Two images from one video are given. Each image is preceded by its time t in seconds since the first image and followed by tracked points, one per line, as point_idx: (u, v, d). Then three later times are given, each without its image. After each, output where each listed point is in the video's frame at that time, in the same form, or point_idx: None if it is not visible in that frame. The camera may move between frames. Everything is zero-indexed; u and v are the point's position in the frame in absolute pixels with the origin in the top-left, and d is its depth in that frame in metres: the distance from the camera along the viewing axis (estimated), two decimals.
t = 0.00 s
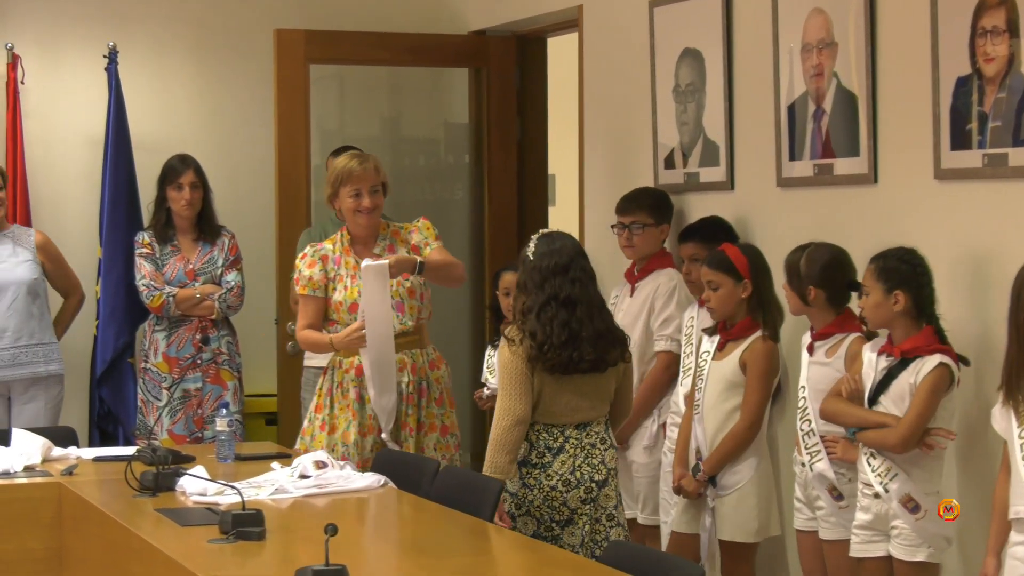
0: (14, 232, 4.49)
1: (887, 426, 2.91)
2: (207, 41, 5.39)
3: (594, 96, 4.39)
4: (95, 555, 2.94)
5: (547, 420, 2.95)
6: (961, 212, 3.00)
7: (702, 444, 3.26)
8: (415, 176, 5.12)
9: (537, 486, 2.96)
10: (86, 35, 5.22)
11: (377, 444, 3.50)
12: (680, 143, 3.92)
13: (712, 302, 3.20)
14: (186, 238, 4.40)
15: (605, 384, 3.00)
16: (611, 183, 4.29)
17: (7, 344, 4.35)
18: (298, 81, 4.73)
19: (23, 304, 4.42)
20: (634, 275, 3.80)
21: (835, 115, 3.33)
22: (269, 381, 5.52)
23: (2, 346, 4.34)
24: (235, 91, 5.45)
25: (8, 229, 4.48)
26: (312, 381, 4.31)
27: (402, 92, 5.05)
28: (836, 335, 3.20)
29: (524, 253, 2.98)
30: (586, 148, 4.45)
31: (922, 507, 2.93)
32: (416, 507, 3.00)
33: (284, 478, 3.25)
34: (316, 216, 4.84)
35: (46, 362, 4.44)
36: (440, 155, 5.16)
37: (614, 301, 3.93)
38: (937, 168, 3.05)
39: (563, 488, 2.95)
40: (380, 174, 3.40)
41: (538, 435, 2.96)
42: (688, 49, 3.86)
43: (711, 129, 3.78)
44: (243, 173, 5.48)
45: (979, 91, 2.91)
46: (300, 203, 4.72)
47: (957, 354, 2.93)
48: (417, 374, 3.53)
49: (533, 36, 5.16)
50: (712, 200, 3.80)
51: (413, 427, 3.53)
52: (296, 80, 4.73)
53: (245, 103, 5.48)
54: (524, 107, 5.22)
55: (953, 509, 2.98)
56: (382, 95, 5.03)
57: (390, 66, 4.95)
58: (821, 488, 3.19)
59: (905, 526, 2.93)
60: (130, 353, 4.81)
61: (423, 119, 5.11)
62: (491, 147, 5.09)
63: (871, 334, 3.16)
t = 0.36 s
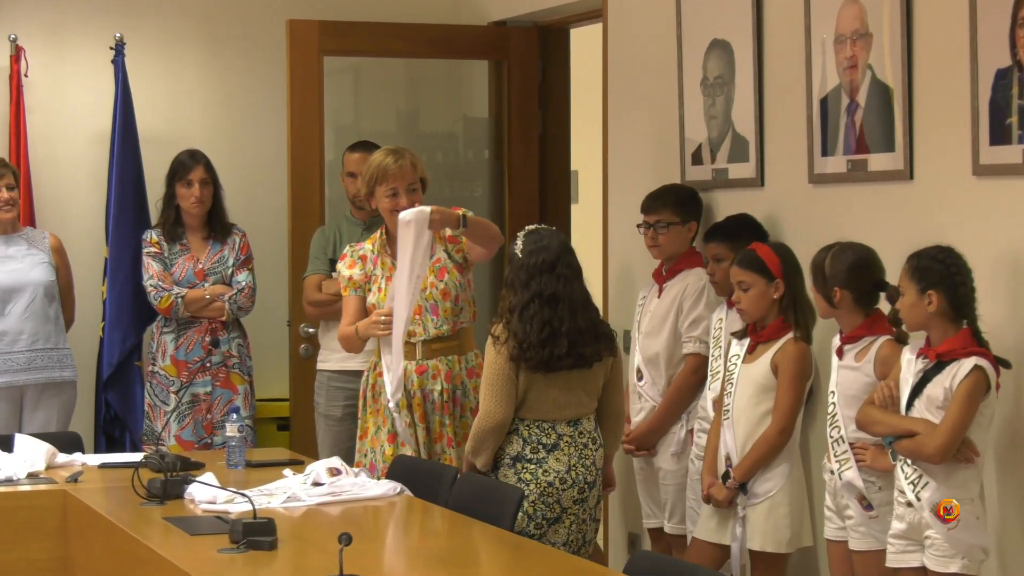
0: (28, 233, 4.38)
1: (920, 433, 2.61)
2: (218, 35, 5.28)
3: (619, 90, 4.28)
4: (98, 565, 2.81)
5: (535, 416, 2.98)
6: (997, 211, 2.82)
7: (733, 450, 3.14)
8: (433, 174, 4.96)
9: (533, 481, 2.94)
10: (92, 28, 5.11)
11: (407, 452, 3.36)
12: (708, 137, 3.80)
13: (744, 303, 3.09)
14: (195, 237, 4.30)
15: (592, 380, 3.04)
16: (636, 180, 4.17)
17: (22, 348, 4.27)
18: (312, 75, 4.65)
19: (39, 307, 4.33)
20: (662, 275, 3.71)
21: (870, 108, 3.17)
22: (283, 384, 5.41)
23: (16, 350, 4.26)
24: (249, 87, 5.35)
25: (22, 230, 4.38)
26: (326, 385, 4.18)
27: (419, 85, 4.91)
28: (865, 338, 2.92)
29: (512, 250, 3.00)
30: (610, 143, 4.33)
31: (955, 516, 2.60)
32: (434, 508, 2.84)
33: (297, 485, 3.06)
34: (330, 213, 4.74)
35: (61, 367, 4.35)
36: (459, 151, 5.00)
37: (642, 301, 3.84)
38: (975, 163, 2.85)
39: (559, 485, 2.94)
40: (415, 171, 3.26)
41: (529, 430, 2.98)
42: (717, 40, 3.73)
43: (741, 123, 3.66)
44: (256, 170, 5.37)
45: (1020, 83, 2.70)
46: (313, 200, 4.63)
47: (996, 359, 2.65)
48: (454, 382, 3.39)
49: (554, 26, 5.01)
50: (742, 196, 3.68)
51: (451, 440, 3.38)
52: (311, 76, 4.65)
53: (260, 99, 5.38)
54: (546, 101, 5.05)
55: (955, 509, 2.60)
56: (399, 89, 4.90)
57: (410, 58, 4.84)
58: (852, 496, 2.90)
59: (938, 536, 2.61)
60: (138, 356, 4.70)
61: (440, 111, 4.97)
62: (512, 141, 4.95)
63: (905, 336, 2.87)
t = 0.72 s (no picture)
0: (29, 233, 4.31)
1: (936, 438, 2.50)
2: (220, 32, 5.21)
3: (630, 86, 4.20)
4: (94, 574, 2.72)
5: (552, 414, 2.89)
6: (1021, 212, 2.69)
7: (747, 454, 3.07)
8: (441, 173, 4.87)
9: (549, 481, 2.85)
10: (91, 24, 5.04)
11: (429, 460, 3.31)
12: (722, 134, 3.71)
13: (759, 305, 3.02)
14: (196, 236, 4.22)
15: (602, 376, 2.95)
16: (648, 179, 4.09)
17: (22, 351, 4.18)
18: (315, 70, 4.57)
19: (40, 309, 4.24)
20: (675, 275, 3.64)
21: (888, 104, 3.08)
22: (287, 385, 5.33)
23: (17, 353, 4.17)
24: (253, 85, 5.28)
25: (22, 231, 4.30)
26: (330, 388, 4.10)
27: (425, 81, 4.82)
28: (885, 339, 2.81)
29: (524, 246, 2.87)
30: (621, 140, 4.25)
31: (972, 524, 2.48)
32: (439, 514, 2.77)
33: (299, 492, 2.97)
34: (335, 211, 4.65)
35: (61, 372, 4.26)
36: (467, 149, 4.91)
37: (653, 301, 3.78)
38: (997, 161, 2.75)
39: (575, 483, 2.86)
40: (436, 169, 3.16)
41: (544, 429, 2.89)
42: (731, 34, 3.65)
43: (755, 119, 3.58)
44: (260, 169, 5.30)
45: None
46: (315, 199, 4.55)
47: (1014, 361, 2.52)
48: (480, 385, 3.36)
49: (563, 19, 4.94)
50: (757, 194, 3.59)
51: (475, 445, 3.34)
52: (314, 72, 4.57)
53: (263, 97, 5.30)
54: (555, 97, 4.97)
55: (955, 509, 2.49)
56: (405, 84, 4.81)
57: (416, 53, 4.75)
58: (867, 504, 2.80)
59: (954, 545, 2.49)
60: (136, 358, 4.62)
61: (447, 108, 4.87)
62: (519, 138, 4.86)
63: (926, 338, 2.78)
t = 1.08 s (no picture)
0: (29, 234, 4.31)
1: (935, 438, 2.49)
2: (220, 32, 5.21)
3: (630, 86, 4.20)
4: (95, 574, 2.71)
5: (545, 414, 2.87)
6: None
7: (750, 455, 3.06)
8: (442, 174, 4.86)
9: (543, 478, 2.86)
10: (92, 23, 5.04)
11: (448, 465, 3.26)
12: (722, 134, 3.71)
13: (761, 304, 3.02)
14: (196, 237, 4.22)
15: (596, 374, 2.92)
16: (648, 179, 4.09)
17: (20, 353, 4.18)
18: (315, 71, 4.57)
19: (39, 311, 4.24)
20: (676, 275, 3.64)
21: (887, 104, 3.08)
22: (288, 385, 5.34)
23: (15, 355, 4.17)
24: (253, 85, 5.28)
25: (22, 231, 4.30)
26: (330, 388, 4.11)
27: (425, 81, 4.82)
28: (890, 339, 2.81)
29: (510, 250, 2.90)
30: (622, 140, 4.25)
31: (971, 524, 2.48)
32: (439, 514, 2.76)
33: (298, 492, 2.97)
34: (335, 211, 4.65)
35: (60, 373, 4.26)
36: (468, 149, 4.91)
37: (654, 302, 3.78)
38: (997, 162, 2.75)
39: (569, 480, 2.87)
40: (455, 174, 3.13)
41: (537, 428, 2.88)
42: (731, 35, 3.65)
43: (756, 119, 3.58)
44: (259, 169, 5.30)
45: None
46: (315, 199, 4.55)
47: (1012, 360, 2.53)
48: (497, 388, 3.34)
49: (563, 19, 4.94)
50: (758, 194, 3.59)
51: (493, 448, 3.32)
52: (314, 73, 4.57)
53: (263, 97, 5.30)
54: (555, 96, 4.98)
55: (955, 509, 2.49)
56: (406, 84, 4.81)
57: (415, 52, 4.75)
58: (870, 504, 2.80)
59: (954, 545, 2.49)
60: (136, 359, 4.62)
61: (447, 108, 4.87)
62: (520, 138, 4.86)
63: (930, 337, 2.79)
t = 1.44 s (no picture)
0: (28, 233, 4.30)
1: (935, 438, 2.49)
2: (220, 32, 5.21)
3: (630, 85, 4.19)
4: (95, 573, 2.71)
5: (539, 413, 2.87)
6: None
7: (747, 453, 3.06)
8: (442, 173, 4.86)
9: (540, 477, 2.86)
10: (91, 23, 5.04)
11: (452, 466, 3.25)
12: (722, 134, 3.71)
13: (763, 303, 3.02)
14: (196, 237, 4.22)
15: (591, 373, 2.92)
16: (648, 179, 4.09)
17: (19, 353, 4.18)
18: (315, 70, 4.57)
19: (38, 310, 4.24)
20: (676, 275, 3.64)
21: (887, 104, 3.08)
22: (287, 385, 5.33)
23: (14, 355, 4.17)
24: (252, 84, 5.28)
25: (21, 230, 4.30)
26: (330, 387, 4.11)
27: (425, 81, 4.82)
28: (892, 338, 2.81)
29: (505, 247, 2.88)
30: (621, 140, 4.25)
31: (971, 524, 2.48)
32: (439, 514, 2.76)
33: (299, 492, 2.97)
34: (334, 211, 4.65)
35: (59, 373, 4.26)
36: (467, 148, 4.91)
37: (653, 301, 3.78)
38: (997, 161, 2.75)
39: (567, 479, 2.87)
40: (457, 178, 3.10)
41: (533, 427, 2.88)
42: (731, 34, 3.65)
43: (755, 118, 3.58)
44: (259, 169, 5.29)
45: None
46: (315, 199, 4.55)
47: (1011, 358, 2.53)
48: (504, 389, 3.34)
49: (562, 19, 4.94)
50: (757, 194, 3.59)
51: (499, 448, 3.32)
52: (313, 72, 4.57)
53: (263, 96, 5.30)
54: (555, 96, 4.98)
55: (955, 509, 2.49)
56: (405, 84, 4.80)
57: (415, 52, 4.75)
58: (872, 503, 2.80)
59: (954, 544, 2.49)
60: (136, 358, 4.62)
61: (446, 107, 4.87)
62: (519, 137, 4.87)
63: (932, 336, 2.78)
